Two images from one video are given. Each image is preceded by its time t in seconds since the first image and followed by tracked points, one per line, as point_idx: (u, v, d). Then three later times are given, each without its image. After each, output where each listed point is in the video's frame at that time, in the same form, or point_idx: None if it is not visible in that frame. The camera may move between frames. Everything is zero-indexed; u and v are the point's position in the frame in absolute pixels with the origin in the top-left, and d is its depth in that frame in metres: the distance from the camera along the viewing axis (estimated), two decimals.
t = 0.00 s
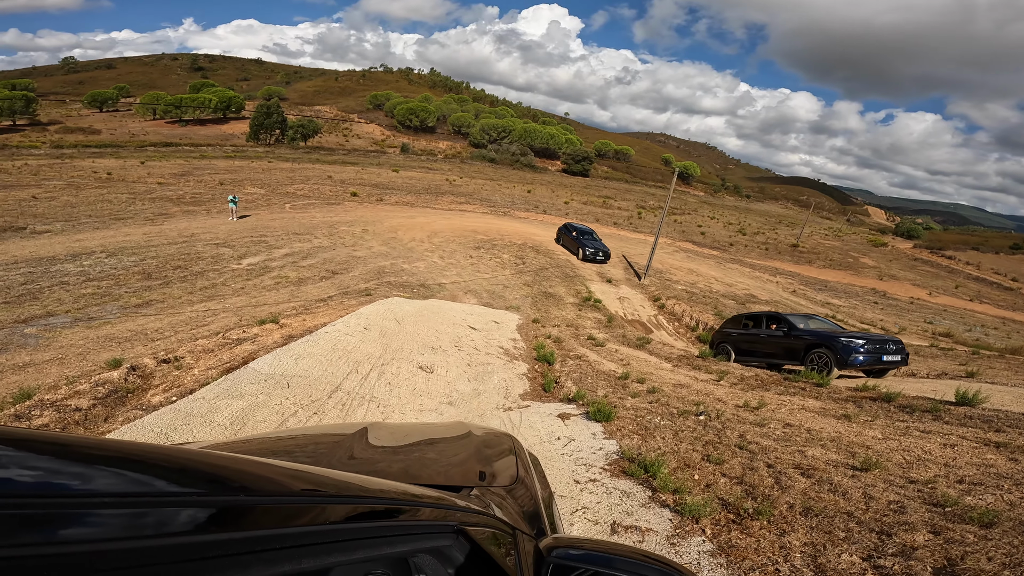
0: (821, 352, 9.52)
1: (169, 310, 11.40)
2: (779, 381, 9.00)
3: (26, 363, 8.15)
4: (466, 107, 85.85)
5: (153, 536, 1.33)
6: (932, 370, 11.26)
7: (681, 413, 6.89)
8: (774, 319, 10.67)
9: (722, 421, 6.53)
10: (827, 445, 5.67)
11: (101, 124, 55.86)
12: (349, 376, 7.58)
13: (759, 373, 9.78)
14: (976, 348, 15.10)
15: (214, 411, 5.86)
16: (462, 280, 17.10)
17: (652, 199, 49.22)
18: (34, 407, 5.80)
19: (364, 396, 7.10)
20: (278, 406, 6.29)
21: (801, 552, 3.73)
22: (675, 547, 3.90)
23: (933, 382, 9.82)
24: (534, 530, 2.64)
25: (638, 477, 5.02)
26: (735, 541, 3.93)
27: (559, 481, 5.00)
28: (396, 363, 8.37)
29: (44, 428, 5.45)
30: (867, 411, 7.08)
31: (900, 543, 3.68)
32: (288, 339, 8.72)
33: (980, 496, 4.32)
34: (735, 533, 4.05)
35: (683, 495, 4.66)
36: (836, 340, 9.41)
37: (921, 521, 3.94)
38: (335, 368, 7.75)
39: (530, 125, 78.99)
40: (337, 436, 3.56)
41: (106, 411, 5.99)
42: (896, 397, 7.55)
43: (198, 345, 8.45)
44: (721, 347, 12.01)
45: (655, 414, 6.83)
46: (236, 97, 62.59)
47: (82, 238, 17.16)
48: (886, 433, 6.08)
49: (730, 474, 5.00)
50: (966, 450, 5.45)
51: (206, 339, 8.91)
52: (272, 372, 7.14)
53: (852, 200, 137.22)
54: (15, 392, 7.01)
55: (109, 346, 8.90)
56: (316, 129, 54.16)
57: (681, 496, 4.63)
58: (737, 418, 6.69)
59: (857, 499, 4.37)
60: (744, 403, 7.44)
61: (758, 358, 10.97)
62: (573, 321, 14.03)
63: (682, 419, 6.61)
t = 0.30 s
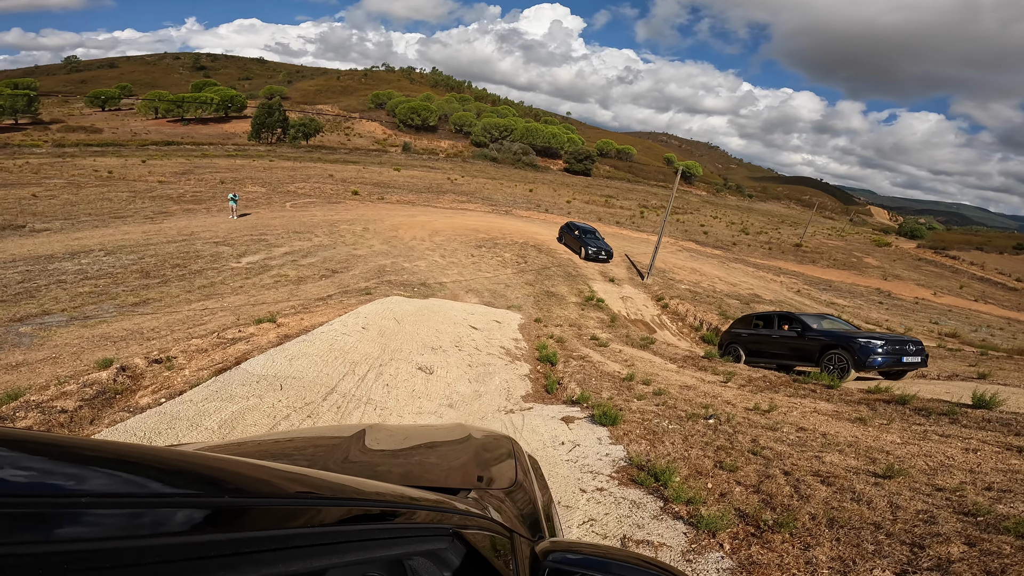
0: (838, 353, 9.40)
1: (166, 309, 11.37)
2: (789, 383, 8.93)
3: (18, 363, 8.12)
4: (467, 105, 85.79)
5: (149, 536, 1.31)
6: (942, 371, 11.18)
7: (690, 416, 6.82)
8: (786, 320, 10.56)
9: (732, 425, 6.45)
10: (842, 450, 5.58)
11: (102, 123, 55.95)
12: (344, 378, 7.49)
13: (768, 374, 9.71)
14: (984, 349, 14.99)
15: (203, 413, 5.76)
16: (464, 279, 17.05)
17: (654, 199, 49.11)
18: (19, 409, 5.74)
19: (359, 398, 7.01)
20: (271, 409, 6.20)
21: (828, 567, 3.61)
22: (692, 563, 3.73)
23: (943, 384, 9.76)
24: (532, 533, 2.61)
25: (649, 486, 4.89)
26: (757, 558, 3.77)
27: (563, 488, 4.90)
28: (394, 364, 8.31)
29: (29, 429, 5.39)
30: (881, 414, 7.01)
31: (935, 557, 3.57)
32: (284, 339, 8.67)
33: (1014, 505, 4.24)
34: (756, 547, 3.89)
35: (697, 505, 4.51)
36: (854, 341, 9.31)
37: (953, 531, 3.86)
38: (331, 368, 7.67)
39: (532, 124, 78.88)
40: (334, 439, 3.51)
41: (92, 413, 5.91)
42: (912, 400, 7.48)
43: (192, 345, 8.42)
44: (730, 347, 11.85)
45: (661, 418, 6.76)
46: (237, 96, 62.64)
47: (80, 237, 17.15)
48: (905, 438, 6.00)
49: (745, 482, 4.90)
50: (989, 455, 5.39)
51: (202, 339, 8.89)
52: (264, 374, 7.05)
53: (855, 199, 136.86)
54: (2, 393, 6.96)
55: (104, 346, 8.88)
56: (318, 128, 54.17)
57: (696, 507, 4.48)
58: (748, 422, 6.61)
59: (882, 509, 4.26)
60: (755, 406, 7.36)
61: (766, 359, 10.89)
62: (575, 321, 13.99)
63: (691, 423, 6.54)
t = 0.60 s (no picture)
0: (859, 355, 9.27)
1: (164, 308, 11.36)
2: (799, 386, 8.83)
3: (13, 363, 8.12)
4: (470, 105, 85.84)
5: (148, 546, 1.27)
6: (954, 373, 11.04)
7: (701, 420, 6.68)
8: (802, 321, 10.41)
9: (746, 429, 6.29)
10: (864, 456, 5.37)
11: (105, 123, 56.20)
12: (342, 380, 7.43)
13: (778, 376, 9.60)
14: (993, 351, 14.85)
15: (193, 416, 5.66)
16: (465, 278, 17.02)
17: (657, 199, 49.02)
18: (7, 410, 5.71)
19: (357, 400, 6.96)
20: (267, 411, 6.14)
21: None
22: None
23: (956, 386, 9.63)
24: (538, 538, 2.58)
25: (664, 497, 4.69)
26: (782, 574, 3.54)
27: (572, 501, 4.69)
28: (394, 365, 8.27)
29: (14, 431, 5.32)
30: (898, 417, 6.89)
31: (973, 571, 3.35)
32: (281, 339, 8.62)
33: None
34: (783, 564, 3.64)
35: (718, 519, 4.27)
36: (874, 343, 9.20)
37: (991, 543, 3.63)
38: (329, 369, 7.61)
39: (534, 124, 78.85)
40: (334, 441, 3.48)
41: (79, 415, 5.84)
42: (928, 404, 7.36)
43: (187, 346, 8.40)
44: (742, 349, 11.68)
45: (670, 421, 6.65)
46: (239, 95, 62.84)
47: (80, 236, 17.18)
48: (926, 442, 5.83)
49: (763, 490, 4.67)
50: (1014, 459, 5.22)
51: (198, 339, 8.87)
52: (258, 375, 6.96)
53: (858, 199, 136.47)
54: None
55: (100, 345, 8.87)
56: (320, 128, 54.27)
57: (716, 520, 4.26)
58: (762, 425, 6.47)
59: (914, 519, 4.02)
60: (767, 409, 7.24)
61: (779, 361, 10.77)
62: (579, 321, 13.93)
63: (703, 427, 6.39)
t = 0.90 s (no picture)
0: (876, 356, 9.15)
1: (164, 305, 11.37)
2: (808, 386, 8.78)
3: (10, 360, 8.13)
4: (473, 102, 85.73)
5: (148, 540, 1.25)
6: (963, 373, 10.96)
7: (709, 421, 6.62)
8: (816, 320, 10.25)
9: (756, 431, 6.21)
10: (879, 459, 5.30)
11: (108, 119, 56.35)
12: (341, 379, 7.38)
13: (787, 376, 9.53)
14: (1000, 351, 14.78)
15: (185, 417, 5.57)
16: (468, 275, 17.01)
17: (660, 196, 48.92)
18: None
19: (356, 400, 6.91)
20: (266, 409, 6.12)
21: None
22: None
23: (965, 385, 9.56)
24: (540, 534, 2.58)
25: (673, 501, 4.60)
26: None
27: (577, 506, 4.54)
28: (394, 364, 8.24)
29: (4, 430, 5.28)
30: (910, 418, 6.82)
31: None
32: (279, 336, 8.61)
33: None
34: (803, 574, 3.55)
35: (733, 527, 4.17)
36: (893, 343, 9.05)
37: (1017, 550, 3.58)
38: (328, 368, 7.57)
39: (538, 121, 78.68)
40: (336, 437, 3.47)
41: (71, 414, 5.78)
42: (941, 405, 7.30)
43: (184, 343, 8.41)
44: (753, 349, 11.53)
45: (677, 422, 6.60)
46: (242, 92, 62.94)
47: (82, 232, 17.23)
48: (942, 444, 5.75)
49: (777, 496, 4.58)
50: None
51: (197, 336, 8.88)
52: (254, 374, 6.90)
53: (862, 198, 135.89)
54: None
55: (99, 342, 8.88)
56: (323, 125, 54.28)
57: (731, 528, 4.16)
58: (772, 427, 6.41)
59: (937, 526, 3.97)
60: (777, 410, 7.18)
61: (789, 360, 10.67)
62: (582, 319, 13.92)
63: (712, 429, 6.32)
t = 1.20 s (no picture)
0: (900, 357, 8.98)
1: (162, 303, 11.37)
2: (818, 388, 8.70)
3: (6, 358, 8.12)
4: (475, 100, 85.63)
5: (147, 532, 1.24)
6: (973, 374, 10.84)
7: (718, 425, 6.48)
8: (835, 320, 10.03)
9: (768, 436, 6.07)
10: (899, 465, 5.14)
11: (111, 117, 56.52)
12: (337, 380, 7.27)
13: (796, 378, 9.44)
14: (1008, 352, 14.64)
15: (172, 420, 5.41)
16: (470, 273, 16.99)
17: (663, 195, 48.80)
18: None
19: (352, 402, 6.79)
20: (261, 409, 6.05)
21: None
22: None
23: (976, 386, 9.46)
24: (535, 530, 2.55)
25: (684, 513, 4.37)
26: None
27: (579, 508, 4.45)
28: (392, 365, 8.16)
29: None
30: (926, 422, 6.72)
31: None
32: (275, 335, 8.56)
33: None
34: None
35: (751, 542, 3.93)
36: (916, 344, 8.88)
37: None
38: (324, 369, 7.46)
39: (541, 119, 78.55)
40: (335, 436, 3.45)
41: (59, 416, 5.69)
42: (957, 408, 7.19)
43: (178, 342, 8.37)
44: (764, 350, 11.36)
45: (684, 425, 6.48)
46: (244, 90, 63.01)
47: (82, 229, 17.27)
48: (963, 449, 5.63)
49: (796, 506, 4.38)
50: None
51: (192, 335, 8.85)
52: (247, 376, 6.77)
53: (866, 197, 135.35)
54: None
55: (95, 341, 8.88)
56: (325, 123, 54.29)
57: (748, 543, 3.91)
58: (784, 430, 6.28)
59: (968, 539, 3.77)
60: (789, 413, 7.06)
61: (801, 361, 10.55)
62: (585, 317, 13.88)
63: (721, 433, 6.17)
